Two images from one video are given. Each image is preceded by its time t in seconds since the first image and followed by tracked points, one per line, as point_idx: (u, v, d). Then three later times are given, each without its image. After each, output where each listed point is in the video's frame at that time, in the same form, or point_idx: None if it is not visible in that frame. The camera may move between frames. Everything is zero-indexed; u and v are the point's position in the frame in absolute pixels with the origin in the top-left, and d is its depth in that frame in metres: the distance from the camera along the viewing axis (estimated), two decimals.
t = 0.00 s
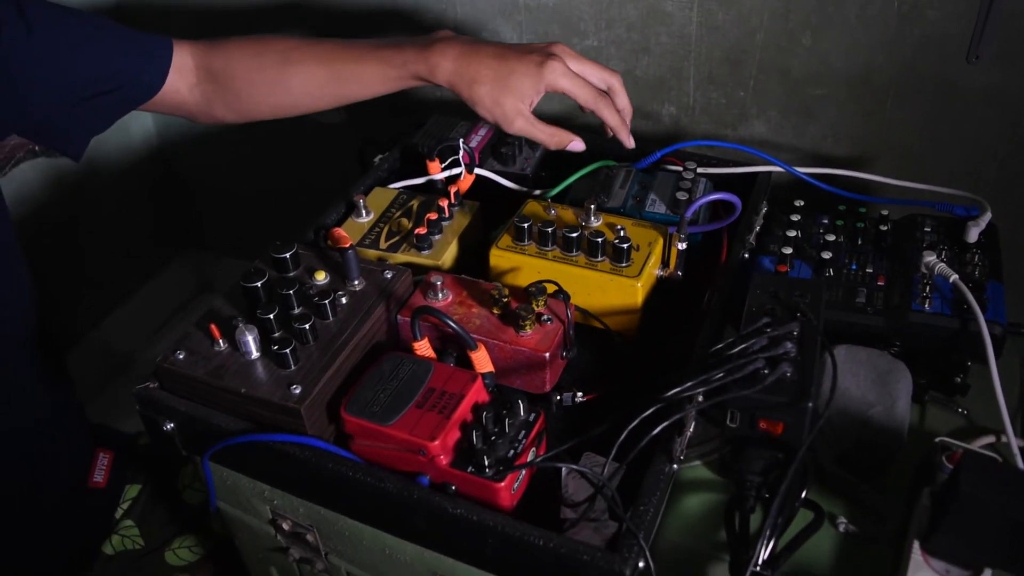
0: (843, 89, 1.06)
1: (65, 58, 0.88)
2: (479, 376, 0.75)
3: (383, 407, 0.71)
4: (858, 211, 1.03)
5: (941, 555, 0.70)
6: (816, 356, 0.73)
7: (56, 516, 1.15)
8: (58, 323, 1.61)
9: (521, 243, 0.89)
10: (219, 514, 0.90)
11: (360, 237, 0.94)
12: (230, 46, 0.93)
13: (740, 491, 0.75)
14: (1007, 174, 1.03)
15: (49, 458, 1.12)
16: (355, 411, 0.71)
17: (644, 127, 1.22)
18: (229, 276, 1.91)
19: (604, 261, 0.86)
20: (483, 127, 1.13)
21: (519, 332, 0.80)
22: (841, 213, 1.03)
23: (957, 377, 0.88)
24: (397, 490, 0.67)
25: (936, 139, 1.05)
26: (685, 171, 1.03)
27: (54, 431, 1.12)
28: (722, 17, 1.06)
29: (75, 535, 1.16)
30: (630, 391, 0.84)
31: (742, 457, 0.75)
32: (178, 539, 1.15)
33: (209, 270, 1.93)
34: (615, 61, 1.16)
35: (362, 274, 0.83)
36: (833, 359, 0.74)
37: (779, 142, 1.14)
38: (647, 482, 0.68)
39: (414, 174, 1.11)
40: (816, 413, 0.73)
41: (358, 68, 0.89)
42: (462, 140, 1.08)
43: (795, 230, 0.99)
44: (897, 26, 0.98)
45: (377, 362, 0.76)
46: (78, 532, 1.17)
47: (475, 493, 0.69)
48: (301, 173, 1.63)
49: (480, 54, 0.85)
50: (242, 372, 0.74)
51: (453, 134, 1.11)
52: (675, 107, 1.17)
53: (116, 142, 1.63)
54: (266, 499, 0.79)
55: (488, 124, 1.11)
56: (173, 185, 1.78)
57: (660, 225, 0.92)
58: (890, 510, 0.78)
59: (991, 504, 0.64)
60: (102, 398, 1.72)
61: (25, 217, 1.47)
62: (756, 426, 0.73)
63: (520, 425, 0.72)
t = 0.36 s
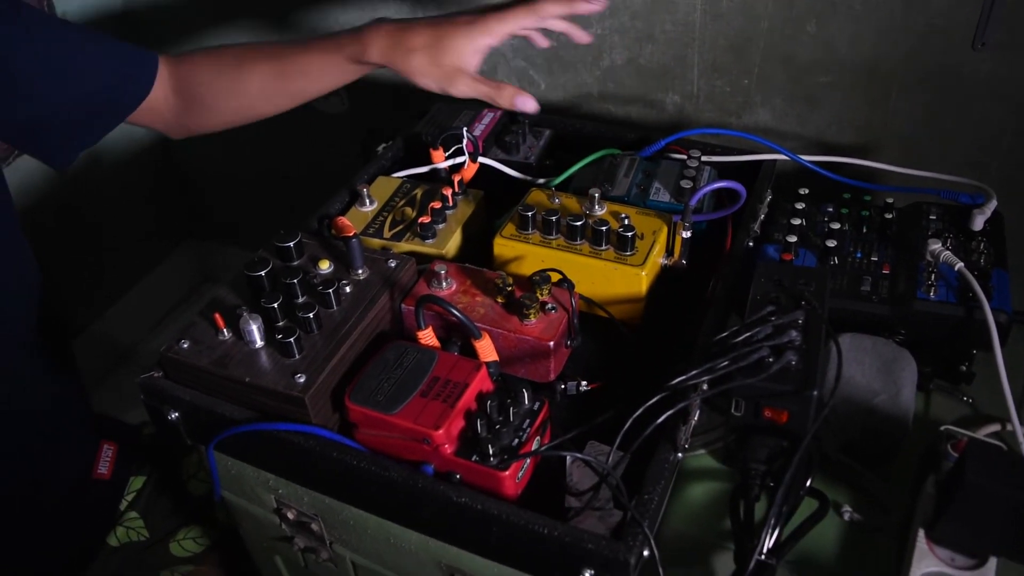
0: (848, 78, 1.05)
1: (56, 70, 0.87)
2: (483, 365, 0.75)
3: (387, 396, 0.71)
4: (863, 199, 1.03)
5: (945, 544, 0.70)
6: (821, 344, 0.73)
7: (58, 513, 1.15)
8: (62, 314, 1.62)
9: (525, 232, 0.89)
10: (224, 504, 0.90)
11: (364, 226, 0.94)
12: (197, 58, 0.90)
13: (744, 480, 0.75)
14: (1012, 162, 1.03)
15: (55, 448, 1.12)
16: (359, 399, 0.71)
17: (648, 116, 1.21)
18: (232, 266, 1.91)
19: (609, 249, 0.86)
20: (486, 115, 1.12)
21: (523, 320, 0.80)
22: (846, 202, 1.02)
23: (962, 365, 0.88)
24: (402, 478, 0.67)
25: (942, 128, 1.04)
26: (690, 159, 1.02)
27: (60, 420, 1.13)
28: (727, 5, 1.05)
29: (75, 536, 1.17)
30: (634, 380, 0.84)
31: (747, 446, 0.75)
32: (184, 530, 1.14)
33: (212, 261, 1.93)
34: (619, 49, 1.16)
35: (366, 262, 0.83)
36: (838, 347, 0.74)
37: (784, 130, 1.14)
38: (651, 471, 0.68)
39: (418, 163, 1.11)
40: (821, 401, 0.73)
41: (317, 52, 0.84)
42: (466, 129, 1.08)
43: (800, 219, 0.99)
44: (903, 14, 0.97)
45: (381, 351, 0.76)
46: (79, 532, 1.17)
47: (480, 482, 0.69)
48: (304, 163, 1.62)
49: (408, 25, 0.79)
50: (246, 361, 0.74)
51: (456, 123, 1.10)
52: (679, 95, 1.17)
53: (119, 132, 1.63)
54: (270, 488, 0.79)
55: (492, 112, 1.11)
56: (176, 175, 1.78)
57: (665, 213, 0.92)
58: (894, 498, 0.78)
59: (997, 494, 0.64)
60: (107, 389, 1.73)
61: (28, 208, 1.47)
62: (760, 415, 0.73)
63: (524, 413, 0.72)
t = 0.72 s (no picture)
0: (852, 76, 1.05)
1: None
2: (487, 364, 0.75)
3: (390, 395, 0.71)
4: (866, 199, 1.03)
5: (948, 543, 0.70)
6: (824, 344, 0.73)
7: (58, 513, 1.12)
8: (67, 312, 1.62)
9: (528, 231, 0.89)
10: (228, 502, 0.91)
11: (368, 225, 0.95)
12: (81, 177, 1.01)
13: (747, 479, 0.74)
14: (1017, 160, 1.03)
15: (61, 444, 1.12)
16: (363, 398, 0.71)
17: (651, 115, 1.21)
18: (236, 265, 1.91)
19: (612, 249, 0.86)
20: (490, 114, 1.12)
21: (527, 320, 0.80)
22: (849, 201, 1.02)
23: (965, 365, 0.88)
24: (405, 477, 0.68)
25: (946, 127, 1.04)
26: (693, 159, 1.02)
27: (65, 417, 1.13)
28: (730, 3, 1.05)
29: (75, 535, 1.14)
30: (637, 379, 0.84)
31: (750, 445, 0.75)
32: (187, 528, 1.21)
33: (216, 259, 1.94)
34: (622, 48, 1.16)
35: (369, 262, 0.83)
36: (841, 347, 0.74)
37: (788, 129, 1.14)
38: (654, 470, 0.68)
39: (422, 162, 1.11)
40: (825, 401, 0.73)
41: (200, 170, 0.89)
42: (470, 128, 1.08)
43: (804, 218, 0.99)
44: (907, 13, 0.97)
45: (385, 350, 0.76)
46: (79, 532, 1.14)
47: (483, 480, 0.69)
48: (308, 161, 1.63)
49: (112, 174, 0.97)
50: (250, 360, 0.75)
51: (460, 122, 1.10)
52: (683, 95, 1.17)
53: (123, 131, 1.63)
54: (274, 487, 0.79)
55: (496, 111, 1.11)
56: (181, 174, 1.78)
57: (668, 213, 0.92)
58: (897, 498, 0.78)
59: (999, 494, 0.64)
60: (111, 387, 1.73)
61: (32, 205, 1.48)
62: (763, 414, 0.73)
63: (527, 412, 0.72)
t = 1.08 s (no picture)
0: (852, 76, 1.05)
1: None
2: (486, 367, 0.76)
3: (390, 398, 0.71)
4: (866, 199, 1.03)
5: (947, 545, 0.70)
6: (823, 347, 0.74)
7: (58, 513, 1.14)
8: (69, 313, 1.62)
9: (528, 233, 0.89)
10: (230, 505, 0.91)
11: (367, 227, 0.95)
12: None
13: (746, 481, 0.74)
14: (1017, 160, 1.03)
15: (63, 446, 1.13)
16: (363, 402, 0.71)
17: (652, 115, 1.21)
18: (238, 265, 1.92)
19: (611, 251, 0.86)
20: (490, 116, 1.12)
21: (526, 322, 0.80)
22: (849, 202, 1.02)
23: (964, 366, 0.88)
24: (405, 480, 0.68)
25: (946, 127, 1.04)
26: (693, 160, 1.02)
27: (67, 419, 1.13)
28: (730, 4, 1.05)
29: (78, 537, 1.17)
30: (637, 380, 0.84)
31: (749, 447, 0.75)
32: (190, 530, 1.17)
33: (218, 259, 1.94)
34: (622, 48, 1.16)
35: (369, 265, 0.84)
36: (840, 349, 0.74)
37: (788, 129, 1.14)
38: (654, 473, 0.68)
39: (422, 164, 1.11)
40: (823, 403, 0.73)
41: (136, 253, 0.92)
42: (469, 129, 1.08)
43: (803, 219, 0.99)
44: (907, 12, 0.97)
45: (385, 353, 0.77)
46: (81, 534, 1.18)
47: (483, 483, 0.70)
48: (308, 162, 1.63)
49: None
50: (251, 364, 0.75)
51: (459, 124, 1.11)
52: (683, 95, 1.17)
53: (123, 132, 1.64)
54: (275, 489, 0.80)
55: (495, 112, 1.11)
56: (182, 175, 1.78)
57: (667, 214, 0.92)
58: (897, 500, 0.78)
59: (998, 496, 0.64)
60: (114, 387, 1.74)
61: (34, 206, 1.48)
62: (763, 417, 0.73)
63: (527, 415, 0.73)
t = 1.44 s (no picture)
0: (846, 74, 1.05)
1: None
2: (481, 374, 0.75)
3: (384, 408, 0.71)
4: (862, 198, 1.02)
5: (946, 549, 0.70)
6: (819, 350, 0.73)
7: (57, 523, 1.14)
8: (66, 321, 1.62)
9: (522, 238, 0.89)
10: (228, 514, 0.91)
11: (361, 234, 0.94)
12: None
13: (742, 486, 0.75)
14: (1013, 157, 1.02)
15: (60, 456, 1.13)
16: (357, 412, 0.71)
17: (647, 116, 1.21)
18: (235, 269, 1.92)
19: (606, 255, 0.86)
20: (483, 119, 1.12)
21: (520, 328, 0.80)
22: (845, 201, 1.02)
23: (962, 366, 0.88)
24: (400, 490, 0.68)
25: (941, 124, 1.04)
26: (688, 161, 1.02)
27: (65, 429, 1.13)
28: (723, 3, 1.05)
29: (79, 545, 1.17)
30: (634, 385, 0.84)
31: (746, 452, 0.75)
32: (191, 538, 1.14)
33: (216, 264, 1.94)
34: (616, 49, 1.16)
35: (362, 272, 0.83)
36: (836, 352, 0.74)
37: (784, 128, 1.13)
38: (649, 479, 0.68)
39: (416, 168, 1.11)
40: (820, 407, 0.72)
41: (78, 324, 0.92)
42: (463, 134, 1.08)
43: (799, 219, 0.99)
44: (901, 10, 0.97)
45: (379, 361, 0.76)
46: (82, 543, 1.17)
47: (478, 492, 0.69)
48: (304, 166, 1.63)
49: None
50: (244, 375, 0.74)
51: (453, 128, 1.10)
52: (678, 95, 1.16)
53: (118, 139, 1.63)
54: (271, 500, 0.79)
55: (488, 116, 1.11)
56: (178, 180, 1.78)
57: (662, 217, 0.92)
58: (895, 503, 0.77)
59: (997, 499, 0.64)
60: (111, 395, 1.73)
61: (30, 216, 1.48)
62: (759, 421, 0.73)
63: (522, 423, 0.72)
